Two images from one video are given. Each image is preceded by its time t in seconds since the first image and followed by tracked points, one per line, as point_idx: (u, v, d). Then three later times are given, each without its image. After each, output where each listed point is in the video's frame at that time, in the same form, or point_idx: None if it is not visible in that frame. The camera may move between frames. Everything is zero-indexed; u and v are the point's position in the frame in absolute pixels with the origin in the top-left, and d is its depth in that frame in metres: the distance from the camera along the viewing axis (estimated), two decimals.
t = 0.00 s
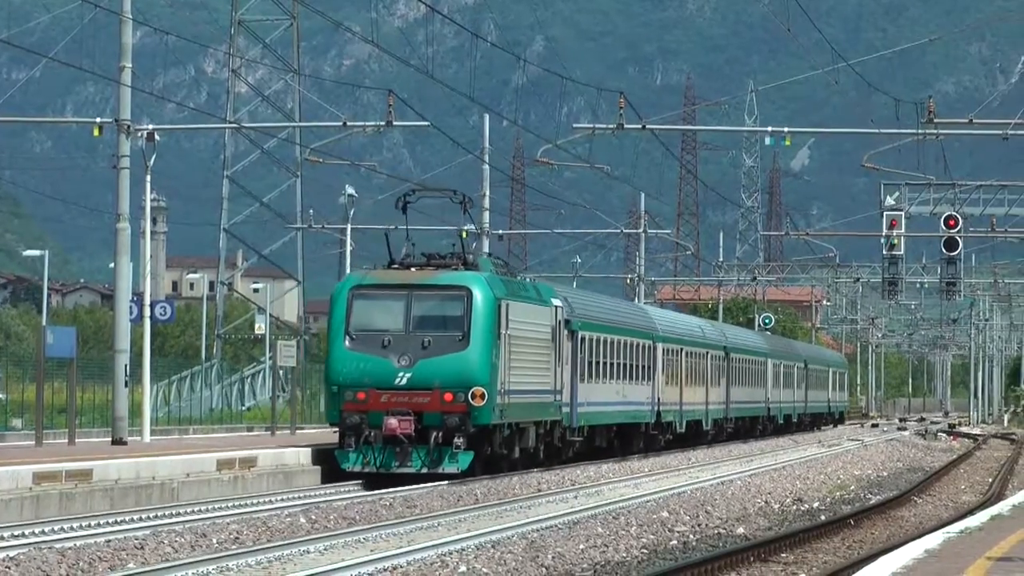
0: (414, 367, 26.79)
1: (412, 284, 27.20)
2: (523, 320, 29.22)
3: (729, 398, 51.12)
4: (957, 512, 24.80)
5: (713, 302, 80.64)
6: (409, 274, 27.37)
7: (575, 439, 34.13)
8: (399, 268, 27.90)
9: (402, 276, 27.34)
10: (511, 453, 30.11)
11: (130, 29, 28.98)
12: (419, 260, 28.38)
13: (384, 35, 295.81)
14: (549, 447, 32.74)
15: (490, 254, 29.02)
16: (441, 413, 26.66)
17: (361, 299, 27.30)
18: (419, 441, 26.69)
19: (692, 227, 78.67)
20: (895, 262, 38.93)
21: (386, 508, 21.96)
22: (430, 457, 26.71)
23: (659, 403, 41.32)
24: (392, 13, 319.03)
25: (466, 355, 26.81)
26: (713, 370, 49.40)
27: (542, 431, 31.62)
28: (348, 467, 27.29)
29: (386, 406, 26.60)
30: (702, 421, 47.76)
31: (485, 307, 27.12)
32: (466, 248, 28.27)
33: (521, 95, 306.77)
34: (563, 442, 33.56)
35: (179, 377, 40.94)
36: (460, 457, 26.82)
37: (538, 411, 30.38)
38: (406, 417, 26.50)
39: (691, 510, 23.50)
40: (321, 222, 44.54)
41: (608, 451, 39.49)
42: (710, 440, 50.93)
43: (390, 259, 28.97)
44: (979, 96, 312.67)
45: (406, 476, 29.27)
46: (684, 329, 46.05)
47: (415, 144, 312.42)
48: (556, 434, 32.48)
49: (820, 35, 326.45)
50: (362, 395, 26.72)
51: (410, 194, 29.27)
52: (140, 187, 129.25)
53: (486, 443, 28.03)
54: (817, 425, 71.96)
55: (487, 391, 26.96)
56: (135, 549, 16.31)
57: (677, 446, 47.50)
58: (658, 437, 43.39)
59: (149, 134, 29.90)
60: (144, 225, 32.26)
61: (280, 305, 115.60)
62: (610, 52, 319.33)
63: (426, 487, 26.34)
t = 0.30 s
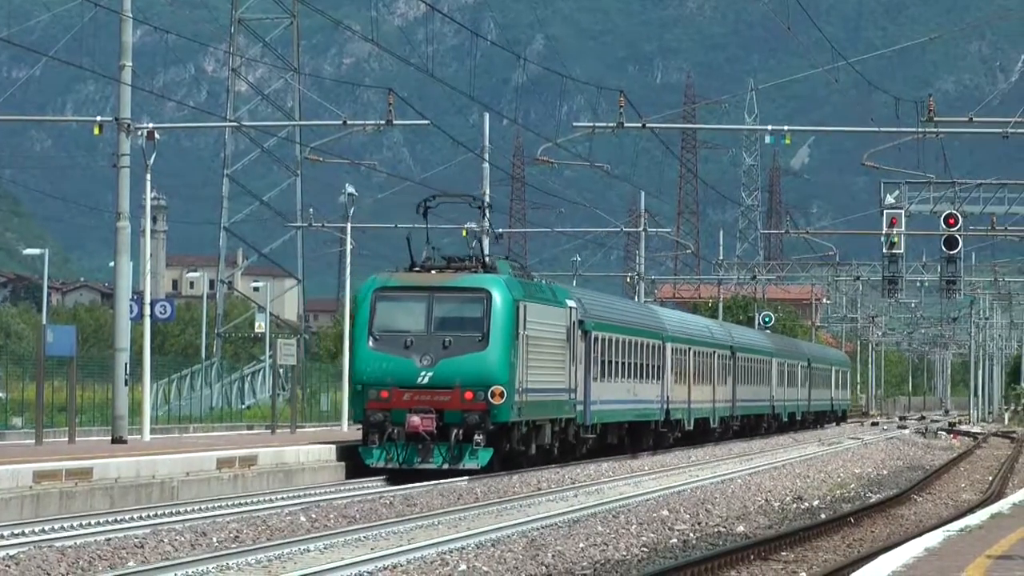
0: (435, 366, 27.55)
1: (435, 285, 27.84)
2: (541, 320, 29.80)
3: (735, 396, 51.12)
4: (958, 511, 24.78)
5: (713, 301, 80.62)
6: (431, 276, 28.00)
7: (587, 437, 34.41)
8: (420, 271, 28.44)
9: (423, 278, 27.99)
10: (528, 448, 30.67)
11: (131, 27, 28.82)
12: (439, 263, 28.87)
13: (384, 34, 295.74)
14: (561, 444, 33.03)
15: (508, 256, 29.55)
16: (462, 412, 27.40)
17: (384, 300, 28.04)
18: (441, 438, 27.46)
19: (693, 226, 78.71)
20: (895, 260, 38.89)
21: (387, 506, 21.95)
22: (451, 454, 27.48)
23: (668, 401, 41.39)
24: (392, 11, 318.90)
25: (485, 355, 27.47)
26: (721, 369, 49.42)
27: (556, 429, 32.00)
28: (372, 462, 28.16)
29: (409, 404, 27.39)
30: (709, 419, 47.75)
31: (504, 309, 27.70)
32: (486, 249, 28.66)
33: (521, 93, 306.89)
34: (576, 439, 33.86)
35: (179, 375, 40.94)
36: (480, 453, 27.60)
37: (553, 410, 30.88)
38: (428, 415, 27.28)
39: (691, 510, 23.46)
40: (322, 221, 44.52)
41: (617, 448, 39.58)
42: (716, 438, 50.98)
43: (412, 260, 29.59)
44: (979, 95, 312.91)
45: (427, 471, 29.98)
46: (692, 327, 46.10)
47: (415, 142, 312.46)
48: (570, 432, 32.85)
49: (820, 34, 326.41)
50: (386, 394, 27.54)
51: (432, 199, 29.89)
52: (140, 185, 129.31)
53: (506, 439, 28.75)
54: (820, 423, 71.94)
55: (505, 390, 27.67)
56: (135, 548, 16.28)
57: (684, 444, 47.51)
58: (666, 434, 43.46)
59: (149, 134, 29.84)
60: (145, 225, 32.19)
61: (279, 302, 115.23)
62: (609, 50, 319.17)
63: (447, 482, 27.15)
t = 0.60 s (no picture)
0: (456, 367, 28.18)
1: (455, 288, 28.53)
2: (557, 323, 30.57)
3: (741, 395, 51.27)
4: (958, 508, 24.78)
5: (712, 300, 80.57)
6: (451, 280, 28.68)
7: (600, 434, 34.84)
8: (440, 274, 29.11)
9: (444, 282, 28.65)
10: (543, 445, 31.34)
11: (131, 26, 28.81)
12: (459, 267, 29.60)
13: (383, 32, 295.70)
14: (574, 442, 33.54)
15: (524, 260, 30.30)
16: (481, 410, 28.05)
17: (406, 303, 28.63)
18: (461, 435, 28.13)
19: (692, 225, 78.76)
20: (894, 259, 38.84)
21: (386, 506, 21.91)
22: (471, 451, 28.16)
23: (677, 398, 41.64)
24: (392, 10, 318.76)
25: (504, 356, 28.18)
26: (727, 369, 49.47)
27: (571, 428, 32.59)
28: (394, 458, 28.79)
29: (430, 402, 27.96)
30: (717, 418, 47.89)
31: (521, 311, 28.47)
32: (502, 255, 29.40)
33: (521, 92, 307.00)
34: (590, 437, 34.49)
35: (178, 375, 40.96)
36: (500, 451, 28.40)
37: (568, 408, 31.50)
38: (449, 414, 27.88)
39: (691, 509, 23.47)
40: (321, 221, 44.52)
41: (629, 445, 39.88)
42: (723, 437, 51.10)
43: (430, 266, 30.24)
44: (979, 93, 312.72)
45: (441, 468, 30.56)
46: (700, 329, 46.22)
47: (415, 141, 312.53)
48: (585, 430, 33.46)
49: (820, 33, 326.31)
50: (408, 393, 28.10)
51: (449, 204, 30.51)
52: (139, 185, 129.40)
53: (521, 438, 29.34)
54: (823, 422, 71.92)
55: (523, 390, 28.36)
56: (134, 547, 16.30)
57: (691, 442, 47.66)
58: (674, 433, 43.65)
59: (149, 132, 29.82)
60: (144, 223, 32.12)
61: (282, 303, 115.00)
62: (609, 49, 319.14)
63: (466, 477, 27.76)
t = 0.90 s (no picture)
0: (475, 366, 29.02)
1: (475, 291, 29.38)
2: (572, 323, 31.33)
3: (747, 393, 51.41)
4: (958, 507, 24.84)
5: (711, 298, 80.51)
6: (471, 281, 29.51)
7: (611, 431, 35.31)
8: (459, 276, 29.94)
9: (464, 283, 29.50)
10: (558, 443, 32.00)
11: (132, 25, 28.81)
12: (477, 270, 30.42)
13: (383, 31, 295.67)
14: (586, 440, 33.97)
15: (540, 264, 31.22)
16: (499, 408, 28.89)
17: (427, 305, 29.45)
18: (481, 433, 28.96)
19: (692, 225, 78.94)
20: (894, 258, 38.85)
21: (387, 505, 21.91)
22: (490, 447, 29.01)
23: (685, 397, 41.91)
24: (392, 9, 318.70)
25: (522, 356, 29.00)
26: (734, 368, 49.56)
27: (584, 426, 33.15)
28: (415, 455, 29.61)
29: (450, 401, 28.82)
30: (723, 416, 48.05)
31: (539, 313, 29.32)
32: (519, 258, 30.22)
33: (521, 90, 307.19)
34: (601, 436, 34.96)
35: (179, 373, 41.05)
36: (516, 447, 29.17)
37: (582, 407, 32.11)
38: (469, 412, 28.74)
39: (690, 507, 23.51)
40: (321, 218, 44.44)
41: (638, 443, 40.16)
42: (730, 435, 51.25)
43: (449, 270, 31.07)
44: (979, 92, 312.64)
45: (457, 464, 31.25)
46: (707, 328, 46.40)
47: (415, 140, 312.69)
48: (598, 428, 33.99)
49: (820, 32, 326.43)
50: (429, 391, 28.92)
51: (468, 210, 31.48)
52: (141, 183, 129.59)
53: (536, 435, 30.07)
54: (826, 420, 71.94)
55: (540, 389, 29.17)
56: (135, 544, 16.33)
57: (697, 441, 47.82)
58: (682, 431, 43.85)
59: (149, 131, 29.81)
60: (146, 221, 32.06)
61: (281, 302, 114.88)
62: (609, 48, 319.19)
63: (478, 474, 28.01)
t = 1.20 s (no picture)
0: (494, 366, 29.72)
1: (494, 292, 30.11)
2: (586, 324, 32.04)
3: (752, 392, 51.62)
4: (958, 507, 24.84)
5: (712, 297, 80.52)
6: (489, 284, 30.27)
7: (621, 430, 36.03)
8: (477, 279, 30.71)
9: (481, 286, 30.25)
10: (571, 441, 32.67)
11: (132, 25, 28.83)
12: (494, 273, 31.26)
13: (383, 30, 295.75)
14: (597, 438, 34.58)
15: (555, 267, 32.03)
16: (516, 407, 29.56)
17: (446, 306, 30.21)
18: (498, 431, 29.63)
19: (692, 225, 79.04)
20: (894, 256, 38.82)
21: (387, 504, 21.94)
22: (507, 445, 29.61)
23: (692, 395, 42.38)
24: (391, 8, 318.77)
25: (538, 357, 29.72)
26: (740, 368, 49.81)
27: (596, 425, 33.88)
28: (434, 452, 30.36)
29: (469, 400, 29.51)
30: (728, 415, 48.37)
31: (555, 314, 30.05)
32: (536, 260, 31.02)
33: (521, 89, 307.25)
34: (611, 434, 35.60)
35: (179, 372, 41.08)
36: (533, 444, 29.85)
37: (595, 405, 32.91)
38: (487, 410, 29.44)
39: (690, 505, 23.56)
40: (321, 218, 44.46)
41: (646, 441, 40.68)
42: (735, 434, 51.48)
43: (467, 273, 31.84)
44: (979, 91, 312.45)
45: (473, 461, 31.87)
46: (713, 327, 46.67)
47: (415, 139, 312.73)
48: (609, 427, 34.68)
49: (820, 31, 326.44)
50: (447, 391, 29.62)
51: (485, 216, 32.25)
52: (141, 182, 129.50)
53: (552, 434, 30.76)
54: (828, 419, 71.93)
55: (556, 388, 29.92)
56: (133, 544, 16.32)
57: (703, 439, 48.23)
58: (690, 429, 44.37)
59: (149, 131, 29.82)
60: (146, 220, 32.05)
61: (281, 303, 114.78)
62: (609, 47, 319.24)
63: (479, 474, 28.22)
